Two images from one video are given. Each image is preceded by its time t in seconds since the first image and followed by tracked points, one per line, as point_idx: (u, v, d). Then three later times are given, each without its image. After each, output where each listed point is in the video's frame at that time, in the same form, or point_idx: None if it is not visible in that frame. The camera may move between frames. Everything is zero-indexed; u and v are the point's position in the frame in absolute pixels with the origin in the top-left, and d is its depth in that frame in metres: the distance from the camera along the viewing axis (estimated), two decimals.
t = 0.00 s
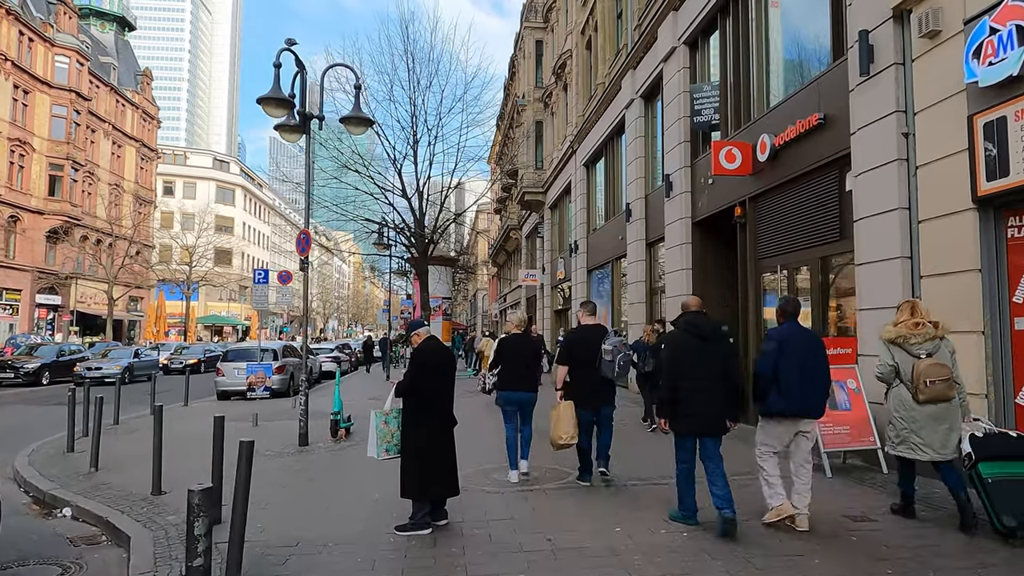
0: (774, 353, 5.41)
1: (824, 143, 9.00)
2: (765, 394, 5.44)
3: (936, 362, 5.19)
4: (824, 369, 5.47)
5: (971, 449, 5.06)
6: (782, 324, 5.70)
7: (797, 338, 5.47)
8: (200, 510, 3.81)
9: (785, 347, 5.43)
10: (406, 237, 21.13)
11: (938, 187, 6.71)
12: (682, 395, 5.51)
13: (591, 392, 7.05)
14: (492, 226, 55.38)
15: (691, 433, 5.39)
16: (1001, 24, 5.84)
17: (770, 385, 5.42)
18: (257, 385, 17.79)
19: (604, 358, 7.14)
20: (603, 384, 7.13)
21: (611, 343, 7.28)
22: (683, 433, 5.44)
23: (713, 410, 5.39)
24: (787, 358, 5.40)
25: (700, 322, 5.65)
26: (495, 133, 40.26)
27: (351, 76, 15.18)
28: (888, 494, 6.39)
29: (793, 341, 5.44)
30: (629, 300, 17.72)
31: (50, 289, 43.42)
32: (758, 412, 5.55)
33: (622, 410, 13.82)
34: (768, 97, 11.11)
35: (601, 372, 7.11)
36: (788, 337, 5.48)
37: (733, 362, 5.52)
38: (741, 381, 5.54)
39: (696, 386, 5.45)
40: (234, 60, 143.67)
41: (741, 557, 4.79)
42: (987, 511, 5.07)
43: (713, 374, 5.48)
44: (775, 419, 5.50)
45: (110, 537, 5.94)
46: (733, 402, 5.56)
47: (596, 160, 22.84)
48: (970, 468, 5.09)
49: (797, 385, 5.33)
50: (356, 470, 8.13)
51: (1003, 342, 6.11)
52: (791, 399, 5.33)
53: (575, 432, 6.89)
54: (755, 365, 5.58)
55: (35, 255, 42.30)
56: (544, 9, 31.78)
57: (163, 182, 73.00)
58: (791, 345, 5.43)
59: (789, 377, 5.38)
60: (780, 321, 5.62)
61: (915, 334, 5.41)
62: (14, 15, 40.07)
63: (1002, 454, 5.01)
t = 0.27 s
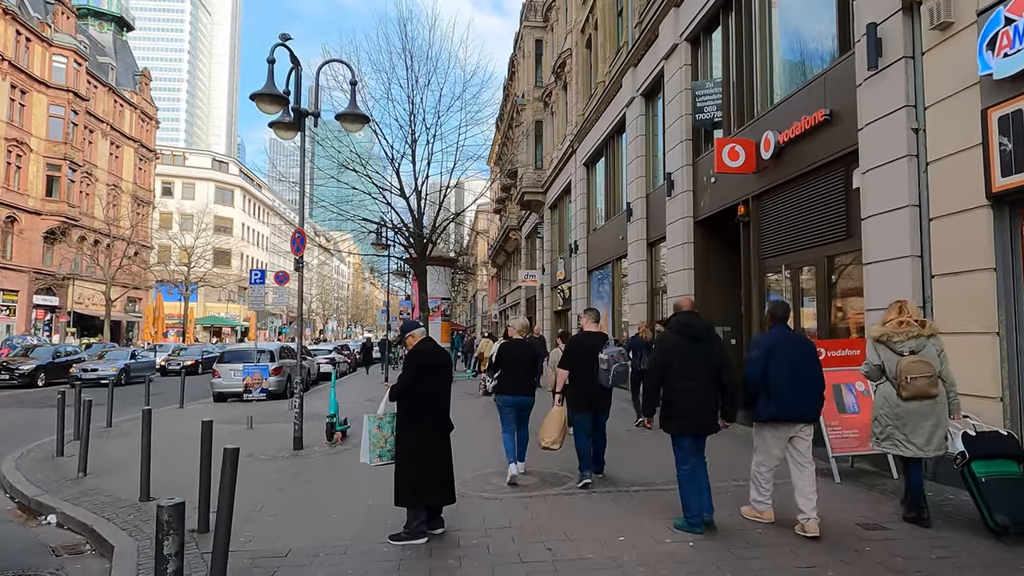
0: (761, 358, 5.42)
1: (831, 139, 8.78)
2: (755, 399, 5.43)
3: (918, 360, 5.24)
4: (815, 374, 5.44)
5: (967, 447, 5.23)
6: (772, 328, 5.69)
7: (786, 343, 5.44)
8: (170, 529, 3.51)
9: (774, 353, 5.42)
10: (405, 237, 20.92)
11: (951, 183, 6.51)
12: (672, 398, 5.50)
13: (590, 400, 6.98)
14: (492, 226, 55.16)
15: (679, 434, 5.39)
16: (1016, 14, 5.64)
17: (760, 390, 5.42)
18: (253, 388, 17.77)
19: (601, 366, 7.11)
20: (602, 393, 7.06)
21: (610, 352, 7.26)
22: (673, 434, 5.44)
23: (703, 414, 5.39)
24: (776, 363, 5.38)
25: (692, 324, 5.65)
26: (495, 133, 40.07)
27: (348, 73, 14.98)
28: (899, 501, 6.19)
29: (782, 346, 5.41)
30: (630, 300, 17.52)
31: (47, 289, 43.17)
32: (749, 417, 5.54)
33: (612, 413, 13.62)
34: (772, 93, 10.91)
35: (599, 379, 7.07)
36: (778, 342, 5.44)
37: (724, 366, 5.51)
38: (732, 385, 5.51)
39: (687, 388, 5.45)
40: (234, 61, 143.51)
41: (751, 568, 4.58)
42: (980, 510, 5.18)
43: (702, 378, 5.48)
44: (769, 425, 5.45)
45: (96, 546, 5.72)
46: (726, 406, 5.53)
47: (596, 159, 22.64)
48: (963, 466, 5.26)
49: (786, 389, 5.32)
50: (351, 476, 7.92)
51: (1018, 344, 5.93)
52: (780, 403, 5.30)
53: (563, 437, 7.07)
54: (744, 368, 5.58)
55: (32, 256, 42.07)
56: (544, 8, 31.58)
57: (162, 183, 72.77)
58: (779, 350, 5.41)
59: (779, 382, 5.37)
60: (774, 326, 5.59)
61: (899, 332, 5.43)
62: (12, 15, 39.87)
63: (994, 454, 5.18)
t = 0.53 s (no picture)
0: (758, 361, 5.41)
1: (841, 135, 8.59)
2: (754, 402, 5.42)
3: (919, 367, 5.15)
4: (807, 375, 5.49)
5: (964, 449, 5.18)
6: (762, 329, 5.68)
7: (781, 344, 5.44)
8: (147, 549, 3.36)
9: (769, 354, 5.42)
10: (406, 237, 20.76)
11: (968, 180, 6.32)
12: (673, 402, 5.38)
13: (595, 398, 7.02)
14: (494, 225, 54.97)
15: (682, 440, 5.28)
16: None
17: (757, 393, 5.42)
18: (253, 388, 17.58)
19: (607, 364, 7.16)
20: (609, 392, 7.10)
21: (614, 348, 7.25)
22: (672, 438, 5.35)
23: (705, 417, 5.31)
24: (772, 365, 5.39)
25: (691, 325, 5.55)
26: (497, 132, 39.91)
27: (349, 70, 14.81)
28: (915, 508, 6.01)
29: (778, 348, 5.41)
30: (633, 299, 17.35)
31: (48, 289, 43.09)
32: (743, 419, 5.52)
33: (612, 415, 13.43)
34: (779, 89, 10.70)
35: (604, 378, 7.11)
36: (772, 343, 5.45)
37: (723, 369, 5.43)
38: (730, 388, 5.44)
39: (690, 392, 5.34)
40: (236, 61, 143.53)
41: None
42: (980, 510, 5.18)
43: (703, 382, 5.38)
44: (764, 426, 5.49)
45: (87, 554, 5.55)
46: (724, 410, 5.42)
47: (599, 158, 22.45)
48: (961, 468, 5.24)
49: (782, 391, 5.34)
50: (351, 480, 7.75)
51: None
52: (778, 406, 5.32)
53: (568, 438, 6.97)
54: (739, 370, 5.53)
55: (33, 256, 41.99)
56: (546, 6, 31.41)
57: (163, 183, 72.68)
58: (774, 352, 5.41)
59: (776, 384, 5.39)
60: (764, 326, 5.59)
61: (900, 338, 5.34)
62: (13, 14, 39.79)
63: (993, 455, 5.17)
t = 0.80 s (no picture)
0: (751, 360, 5.43)
1: (850, 131, 8.39)
2: (749, 404, 5.43)
3: (912, 363, 5.41)
4: (804, 377, 5.49)
5: (958, 448, 5.31)
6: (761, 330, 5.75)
7: (774, 345, 5.48)
8: (107, 572, 3.11)
9: (762, 355, 5.46)
10: (406, 236, 20.55)
11: (983, 175, 6.13)
12: (668, 402, 5.47)
13: (593, 399, 7.15)
14: (494, 225, 54.73)
15: (679, 438, 5.38)
16: None
17: (753, 394, 5.44)
18: (252, 388, 17.44)
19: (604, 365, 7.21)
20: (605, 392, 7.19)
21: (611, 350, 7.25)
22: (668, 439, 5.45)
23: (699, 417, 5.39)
24: (766, 366, 5.42)
25: (691, 327, 5.66)
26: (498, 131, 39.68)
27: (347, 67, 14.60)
28: (929, 515, 5.80)
29: (772, 349, 5.46)
30: (635, 299, 17.16)
31: (47, 289, 42.92)
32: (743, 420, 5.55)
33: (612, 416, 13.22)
34: (785, 84, 10.50)
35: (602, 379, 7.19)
36: (765, 343, 5.50)
37: (719, 369, 5.54)
38: (726, 388, 5.54)
39: (685, 391, 5.43)
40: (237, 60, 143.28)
41: None
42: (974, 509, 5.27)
43: (699, 383, 5.48)
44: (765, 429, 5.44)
45: (69, 562, 5.34)
46: (719, 410, 5.51)
47: (600, 156, 22.24)
48: (956, 465, 5.37)
49: (777, 392, 5.38)
50: (346, 485, 7.55)
51: None
52: (773, 406, 5.35)
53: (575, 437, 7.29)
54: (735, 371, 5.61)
55: (32, 255, 41.82)
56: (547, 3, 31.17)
57: (163, 182, 72.47)
58: (767, 352, 5.46)
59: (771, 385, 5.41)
60: (756, 327, 5.65)
61: (896, 335, 5.58)
62: (12, 12, 39.60)
63: (987, 454, 5.28)
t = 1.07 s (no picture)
0: (745, 365, 5.31)
1: (858, 127, 8.18)
2: (740, 408, 5.31)
3: (879, 367, 5.42)
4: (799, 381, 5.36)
5: (956, 451, 5.23)
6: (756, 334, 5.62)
7: (770, 349, 5.36)
8: None
9: (757, 360, 5.33)
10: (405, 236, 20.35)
11: (999, 171, 5.91)
12: (666, 404, 5.50)
13: (585, 395, 7.65)
14: (496, 225, 54.53)
15: (673, 439, 5.42)
16: None
17: (746, 399, 5.32)
18: (249, 391, 17.13)
19: (595, 363, 7.71)
20: (596, 390, 7.66)
21: (601, 347, 7.79)
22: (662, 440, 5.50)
23: (696, 419, 5.41)
24: (759, 371, 5.30)
25: (688, 329, 5.68)
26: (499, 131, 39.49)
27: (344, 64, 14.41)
28: (943, 526, 5.58)
29: (766, 354, 5.34)
30: (637, 300, 16.95)
31: (47, 290, 42.82)
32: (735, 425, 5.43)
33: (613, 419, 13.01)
34: (790, 81, 10.30)
35: (594, 375, 7.72)
36: (761, 348, 5.37)
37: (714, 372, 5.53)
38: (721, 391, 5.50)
39: (683, 394, 5.46)
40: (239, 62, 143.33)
41: None
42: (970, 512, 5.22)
43: (693, 386, 5.48)
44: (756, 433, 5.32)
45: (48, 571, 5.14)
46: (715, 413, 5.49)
47: (602, 156, 22.05)
48: (954, 468, 5.28)
49: (769, 396, 5.24)
50: (340, 490, 7.36)
51: None
52: (764, 411, 5.23)
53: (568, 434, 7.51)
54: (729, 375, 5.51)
55: (32, 256, 41.73)
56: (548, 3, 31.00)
57: (164, 183, 72.40)
58: (762, 357, 5.33)
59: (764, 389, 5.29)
60: (754, 331, 5.54)
61: (875, 338, 5.60)
62: (12, 12, 39.50)
63: (983, 456, 5.21)
